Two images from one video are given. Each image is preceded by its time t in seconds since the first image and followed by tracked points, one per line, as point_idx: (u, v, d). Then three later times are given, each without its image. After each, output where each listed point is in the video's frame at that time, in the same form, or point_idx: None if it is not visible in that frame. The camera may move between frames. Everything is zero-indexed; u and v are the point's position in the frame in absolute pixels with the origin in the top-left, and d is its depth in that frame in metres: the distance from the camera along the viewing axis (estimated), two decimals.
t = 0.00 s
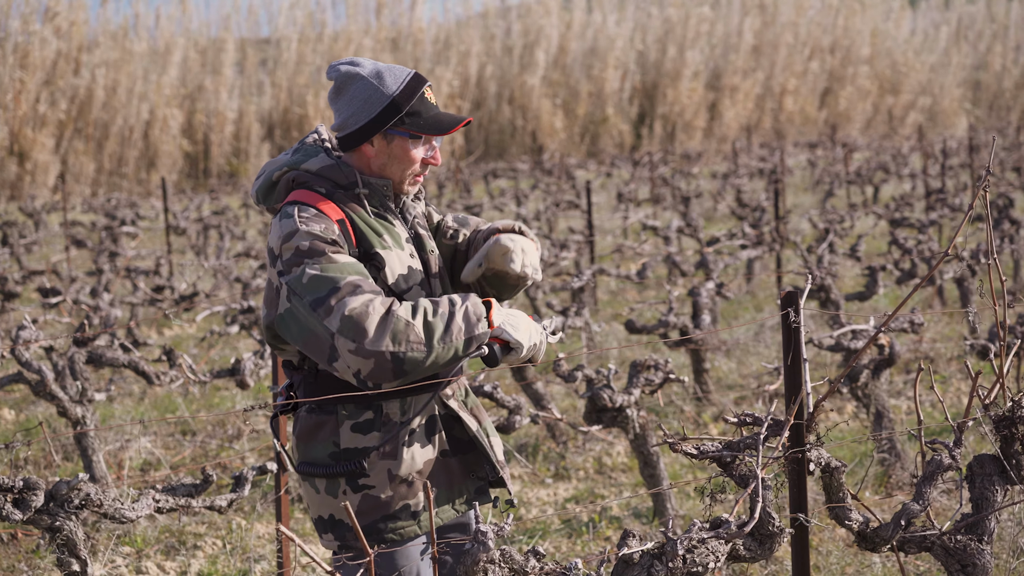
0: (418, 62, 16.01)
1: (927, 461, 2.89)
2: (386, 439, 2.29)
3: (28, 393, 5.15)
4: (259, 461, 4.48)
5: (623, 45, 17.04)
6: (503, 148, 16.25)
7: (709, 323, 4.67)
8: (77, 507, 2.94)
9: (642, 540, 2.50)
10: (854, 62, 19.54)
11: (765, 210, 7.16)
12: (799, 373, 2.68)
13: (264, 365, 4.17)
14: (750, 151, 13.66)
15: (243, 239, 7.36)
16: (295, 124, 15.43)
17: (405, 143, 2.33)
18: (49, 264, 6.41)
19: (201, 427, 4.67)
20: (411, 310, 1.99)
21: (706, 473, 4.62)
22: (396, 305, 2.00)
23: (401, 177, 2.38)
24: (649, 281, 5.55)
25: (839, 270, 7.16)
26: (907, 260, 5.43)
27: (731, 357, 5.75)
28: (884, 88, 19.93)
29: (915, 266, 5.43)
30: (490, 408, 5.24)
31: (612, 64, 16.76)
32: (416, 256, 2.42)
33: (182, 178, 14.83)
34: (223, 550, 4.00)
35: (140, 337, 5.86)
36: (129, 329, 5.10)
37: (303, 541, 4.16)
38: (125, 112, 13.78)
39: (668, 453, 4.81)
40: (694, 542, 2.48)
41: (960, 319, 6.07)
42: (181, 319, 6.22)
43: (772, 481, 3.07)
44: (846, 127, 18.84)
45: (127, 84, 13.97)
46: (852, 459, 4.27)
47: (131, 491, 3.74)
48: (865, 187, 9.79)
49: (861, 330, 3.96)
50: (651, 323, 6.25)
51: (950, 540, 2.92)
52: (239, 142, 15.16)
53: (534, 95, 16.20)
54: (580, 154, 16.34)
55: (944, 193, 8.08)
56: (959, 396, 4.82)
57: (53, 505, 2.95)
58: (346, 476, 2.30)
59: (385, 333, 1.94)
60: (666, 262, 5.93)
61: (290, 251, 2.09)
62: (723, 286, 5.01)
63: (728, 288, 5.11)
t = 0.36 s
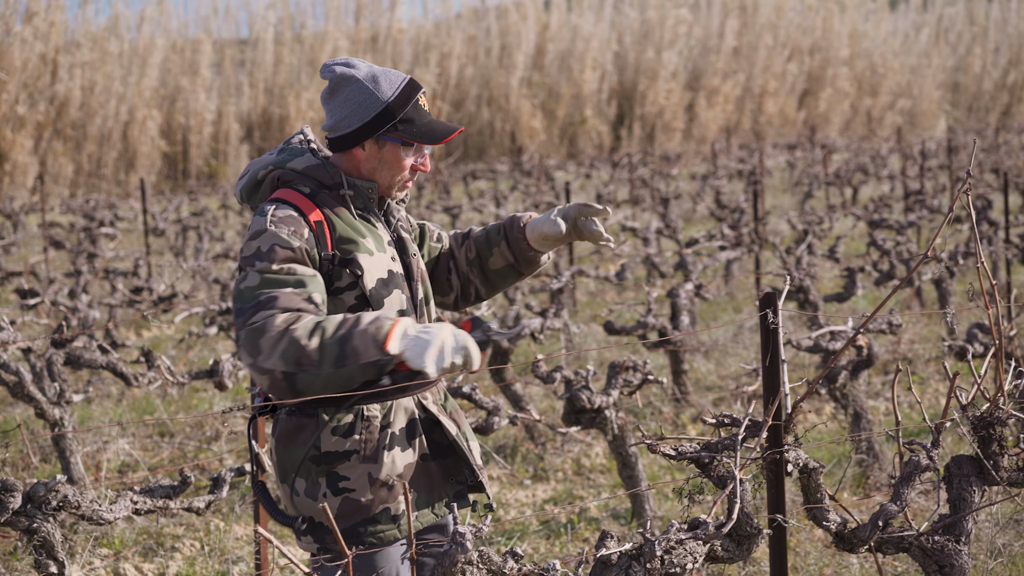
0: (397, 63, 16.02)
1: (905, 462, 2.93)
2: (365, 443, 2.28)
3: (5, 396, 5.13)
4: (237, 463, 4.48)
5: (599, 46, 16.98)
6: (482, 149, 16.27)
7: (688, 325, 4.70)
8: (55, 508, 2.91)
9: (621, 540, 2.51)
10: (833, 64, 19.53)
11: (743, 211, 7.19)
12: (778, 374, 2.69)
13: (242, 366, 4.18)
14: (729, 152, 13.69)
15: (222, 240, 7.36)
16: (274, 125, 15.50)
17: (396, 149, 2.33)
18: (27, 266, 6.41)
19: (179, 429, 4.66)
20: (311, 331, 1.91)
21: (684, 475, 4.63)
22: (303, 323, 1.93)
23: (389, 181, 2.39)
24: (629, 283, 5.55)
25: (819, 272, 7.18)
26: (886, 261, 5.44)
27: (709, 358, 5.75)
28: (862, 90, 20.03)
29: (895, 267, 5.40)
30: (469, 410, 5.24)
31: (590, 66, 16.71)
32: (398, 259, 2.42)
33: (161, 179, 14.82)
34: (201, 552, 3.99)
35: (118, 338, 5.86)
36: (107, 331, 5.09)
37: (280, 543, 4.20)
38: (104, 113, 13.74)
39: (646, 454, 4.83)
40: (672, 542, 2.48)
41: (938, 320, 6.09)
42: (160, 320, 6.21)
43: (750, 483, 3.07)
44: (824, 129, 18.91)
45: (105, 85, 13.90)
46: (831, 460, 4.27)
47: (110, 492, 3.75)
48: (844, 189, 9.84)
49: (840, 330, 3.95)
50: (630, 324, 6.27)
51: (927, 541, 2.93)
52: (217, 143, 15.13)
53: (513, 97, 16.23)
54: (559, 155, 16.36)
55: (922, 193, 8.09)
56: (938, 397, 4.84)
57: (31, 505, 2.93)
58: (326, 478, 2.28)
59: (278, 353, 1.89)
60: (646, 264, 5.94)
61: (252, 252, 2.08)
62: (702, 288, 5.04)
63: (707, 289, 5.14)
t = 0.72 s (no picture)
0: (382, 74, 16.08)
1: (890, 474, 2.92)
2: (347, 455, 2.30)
3: None
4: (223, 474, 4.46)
5: (583, 58, 16.95)
6: (467, 160, 16.27)
7: (673, 336, 4.71)
8: (43, 521, 2.90)
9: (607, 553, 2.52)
10: (818, 75, 19.63)
11: (727, 222, 7.19)
12: (762, 386, 2.69)
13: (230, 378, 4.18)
14: (714, 163, 13.72)
15: (207, 251, 7.36)
16: (257, 136, 15.23)
17: (392, 165, 2.34)
18: (11, 276, 6.40)
19: (165, 441, 4.65)
20: (244, 389, 2.10)
21: (669, 486, 4.64)
22: (241, 376, 2.11)
23: (382, 198, 2.40)
24: (615, 293, 5.56)
25: (804, 283, 7.18)
26: (870, 272, 5.43)
27: (694, 369, 5.77)
28: (846, 100, 20.11)
29: (880, 278, 5.39)
30: (454, 421, 5.23)
31: (576, 77, 16.73)
32: (387, 274, 2.41)
33: (146, 191, 14.80)
34: (187, 564, 3.98)
35: (103, 350, 5.85)
36: (92, 342, 5.08)
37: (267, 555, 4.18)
38: (89, 123, 13.72)
39: (632, 466, 4.83)
40: (659, 555, 2.48)
41: (922, 331, 6.08)
42: (145, 331, 6.18)
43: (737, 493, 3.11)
44: (809, 140, 18.99)
45: (90, 96, 13.90)
46: (817, 471, 4.27)
47: (96, 505, 3.73)
48: (828, 200, 9.85)
49: (824, 342, 3.95)
50: (615, 335, 6.27)
51: (913, 553, 2.93)
52: (203, 154, 15.00)
53: (499, 108, 16.26)
54: (544, 166, 16.36)
55: (905, 205, 8.10)
56: (924, 408, 4.83)
57: (17, 518, 2.92)
58: (305, 490, 2.30)
59: (213, 399, 2.12)
60: (630, 274, 5.93)
61: (228, 267, 2.18)
62: (687, 299, 5.04)
63: (692, 300, 5.14)
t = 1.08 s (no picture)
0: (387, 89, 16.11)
1: (895, 490, 2.92)
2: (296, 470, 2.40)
3: None
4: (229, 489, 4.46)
5: (588, 72, 17.00)
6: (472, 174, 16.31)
7: (677, 351, 4.74)
8: (47, 535, 2.94)
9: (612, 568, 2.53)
10: (821, 91, 19.67)
11: (731, 238, 7.21)
12: (767, 402, 2.70)
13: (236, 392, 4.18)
14: (718, 179, 13.74)
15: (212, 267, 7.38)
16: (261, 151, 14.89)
17: (396, 186, 2.39)
18: (15, 291, 6.43)
19: (169, 455, 4.64)
20: (224, 404, 2.24)
21: (674, 501, 4.66)
22: (224, 390, 2.26)
23: (382, 218, 2.44)
24: (619, 309, 5.57)
25: (808, 298, 7.19)
26: (875, 288, 5.45)
27: (699, 385, 5.77)
28: (851, 116, 20.13)
29: (884, 294, 5.40)
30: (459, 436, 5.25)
31: (580, 92, 16.77)
32: (370, 298, 2.43)
33: (151, 206, 14.75)
34: None
35: (108, 364, 5.86)
36: (96, 357, 5.09)
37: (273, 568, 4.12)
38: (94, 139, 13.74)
39: (636, 481, 4.85)
40: (663, 570, 2.51)
41: (927, 348, 6.09)
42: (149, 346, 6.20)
43: (742, 508, 3.15)
44: (812, 156, 19.01)
45: (96, 111, 13.92)
46: (821, 487, 4.29)
47: (101, 519, 3.73)
48: (832, 216, 9.87)
49: (829, 358, 3.96)
50: (620, 351, 6.29)
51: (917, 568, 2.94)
52: (207, 169, 14.97)
53: (503, 123, 16.26)
54: (547, 181, 16.36)
55: (910, 220, 8.10)
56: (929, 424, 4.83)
57: (22, 532, 2.95)
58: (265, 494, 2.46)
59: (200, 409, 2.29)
60: (634, 290, 5.96)
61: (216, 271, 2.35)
62: (691, 315, 5.06)
63: (696, 316, 5.16)
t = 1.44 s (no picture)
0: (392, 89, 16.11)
1: (903, 489, 2.92)
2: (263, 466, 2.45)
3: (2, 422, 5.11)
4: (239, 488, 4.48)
5: (595, 73, 16.98)
6: (479, 174, 16.32)
7: (684, 350, 4.74)
8: (55, 535, 2.95)
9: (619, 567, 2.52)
10: (829, 90, 19.66)
11: (739, 237, 7.22)
12: (773, 402, 2.72)
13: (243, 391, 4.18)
14: (726, 179, 13.73)
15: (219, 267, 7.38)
16: (269, 152, 14.66)
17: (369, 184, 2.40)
18: (23, 291, 6.44)
19: (177, 455, 4.65)
20: (198, 391, 2.40)
21: (682, 501, 4.67)
22: (201, 378, 2.42)
23: (366, 217, 2.45)
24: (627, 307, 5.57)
25: (816, 298, 7.19)
26: (882, 287, 5.45)
27: (706, 384, 5.78)
28: (858, 116, 20.12)
29: (892, 293, 5.40)
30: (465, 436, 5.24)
31: (586, 93, 16.76)
32: (348, 302, 2.45)
33: (158, 206, 14.72)
34: None
35: (115, 363, 5.87)
36: (104, 356, 5.10)
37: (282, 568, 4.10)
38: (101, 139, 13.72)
39: (644, 480, 4.87)
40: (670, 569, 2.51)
41: (934, 346, 6.10)
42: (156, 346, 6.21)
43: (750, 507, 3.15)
44: (820, 155, 18.97)
45: (102, 111, 13.90)
46: (829, 486, 4.29)
47: (110, 519, 3.72)
48: (840, 215, 9.88)
49: (836, 357, 3.96)
50: (627, 350, 6.32)
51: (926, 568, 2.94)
52: (215, 169, 14.92)
53: (511, 124, 16.24)
54: (555, 181, 16.32)
55: (918, 218, 8.11)
56: (936, 423, 4.85)
57: (30, 532, 2.96)
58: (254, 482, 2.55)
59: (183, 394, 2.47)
60: (641, 289, 5.98)
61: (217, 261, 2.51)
62: (698, 313, 5.07)
63: (703, 314, 5.18)
